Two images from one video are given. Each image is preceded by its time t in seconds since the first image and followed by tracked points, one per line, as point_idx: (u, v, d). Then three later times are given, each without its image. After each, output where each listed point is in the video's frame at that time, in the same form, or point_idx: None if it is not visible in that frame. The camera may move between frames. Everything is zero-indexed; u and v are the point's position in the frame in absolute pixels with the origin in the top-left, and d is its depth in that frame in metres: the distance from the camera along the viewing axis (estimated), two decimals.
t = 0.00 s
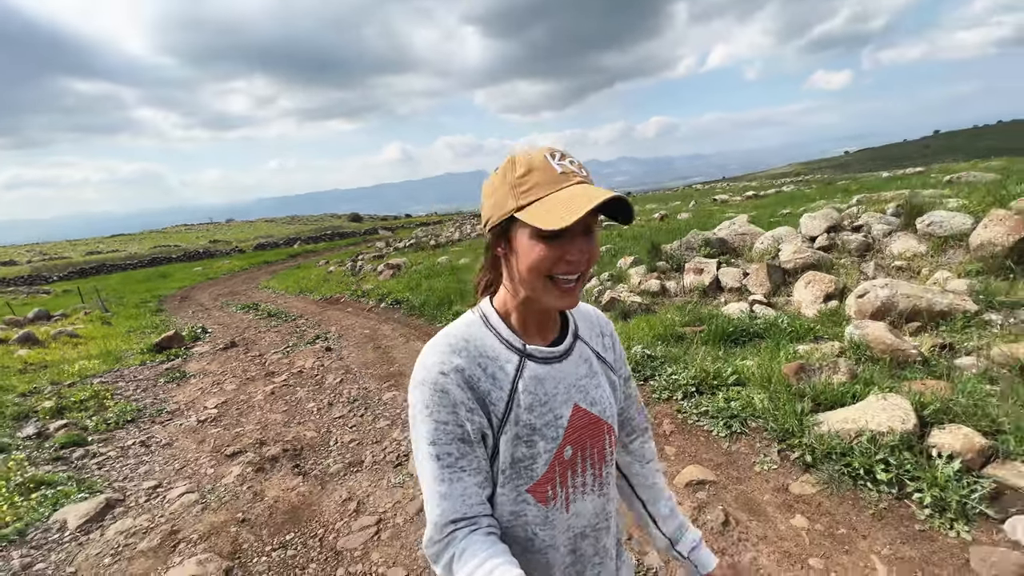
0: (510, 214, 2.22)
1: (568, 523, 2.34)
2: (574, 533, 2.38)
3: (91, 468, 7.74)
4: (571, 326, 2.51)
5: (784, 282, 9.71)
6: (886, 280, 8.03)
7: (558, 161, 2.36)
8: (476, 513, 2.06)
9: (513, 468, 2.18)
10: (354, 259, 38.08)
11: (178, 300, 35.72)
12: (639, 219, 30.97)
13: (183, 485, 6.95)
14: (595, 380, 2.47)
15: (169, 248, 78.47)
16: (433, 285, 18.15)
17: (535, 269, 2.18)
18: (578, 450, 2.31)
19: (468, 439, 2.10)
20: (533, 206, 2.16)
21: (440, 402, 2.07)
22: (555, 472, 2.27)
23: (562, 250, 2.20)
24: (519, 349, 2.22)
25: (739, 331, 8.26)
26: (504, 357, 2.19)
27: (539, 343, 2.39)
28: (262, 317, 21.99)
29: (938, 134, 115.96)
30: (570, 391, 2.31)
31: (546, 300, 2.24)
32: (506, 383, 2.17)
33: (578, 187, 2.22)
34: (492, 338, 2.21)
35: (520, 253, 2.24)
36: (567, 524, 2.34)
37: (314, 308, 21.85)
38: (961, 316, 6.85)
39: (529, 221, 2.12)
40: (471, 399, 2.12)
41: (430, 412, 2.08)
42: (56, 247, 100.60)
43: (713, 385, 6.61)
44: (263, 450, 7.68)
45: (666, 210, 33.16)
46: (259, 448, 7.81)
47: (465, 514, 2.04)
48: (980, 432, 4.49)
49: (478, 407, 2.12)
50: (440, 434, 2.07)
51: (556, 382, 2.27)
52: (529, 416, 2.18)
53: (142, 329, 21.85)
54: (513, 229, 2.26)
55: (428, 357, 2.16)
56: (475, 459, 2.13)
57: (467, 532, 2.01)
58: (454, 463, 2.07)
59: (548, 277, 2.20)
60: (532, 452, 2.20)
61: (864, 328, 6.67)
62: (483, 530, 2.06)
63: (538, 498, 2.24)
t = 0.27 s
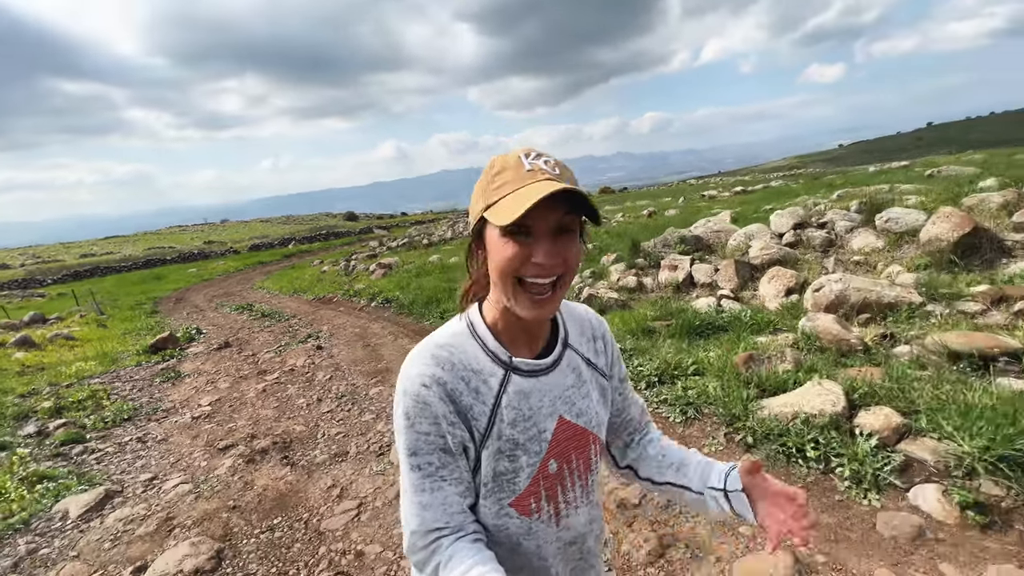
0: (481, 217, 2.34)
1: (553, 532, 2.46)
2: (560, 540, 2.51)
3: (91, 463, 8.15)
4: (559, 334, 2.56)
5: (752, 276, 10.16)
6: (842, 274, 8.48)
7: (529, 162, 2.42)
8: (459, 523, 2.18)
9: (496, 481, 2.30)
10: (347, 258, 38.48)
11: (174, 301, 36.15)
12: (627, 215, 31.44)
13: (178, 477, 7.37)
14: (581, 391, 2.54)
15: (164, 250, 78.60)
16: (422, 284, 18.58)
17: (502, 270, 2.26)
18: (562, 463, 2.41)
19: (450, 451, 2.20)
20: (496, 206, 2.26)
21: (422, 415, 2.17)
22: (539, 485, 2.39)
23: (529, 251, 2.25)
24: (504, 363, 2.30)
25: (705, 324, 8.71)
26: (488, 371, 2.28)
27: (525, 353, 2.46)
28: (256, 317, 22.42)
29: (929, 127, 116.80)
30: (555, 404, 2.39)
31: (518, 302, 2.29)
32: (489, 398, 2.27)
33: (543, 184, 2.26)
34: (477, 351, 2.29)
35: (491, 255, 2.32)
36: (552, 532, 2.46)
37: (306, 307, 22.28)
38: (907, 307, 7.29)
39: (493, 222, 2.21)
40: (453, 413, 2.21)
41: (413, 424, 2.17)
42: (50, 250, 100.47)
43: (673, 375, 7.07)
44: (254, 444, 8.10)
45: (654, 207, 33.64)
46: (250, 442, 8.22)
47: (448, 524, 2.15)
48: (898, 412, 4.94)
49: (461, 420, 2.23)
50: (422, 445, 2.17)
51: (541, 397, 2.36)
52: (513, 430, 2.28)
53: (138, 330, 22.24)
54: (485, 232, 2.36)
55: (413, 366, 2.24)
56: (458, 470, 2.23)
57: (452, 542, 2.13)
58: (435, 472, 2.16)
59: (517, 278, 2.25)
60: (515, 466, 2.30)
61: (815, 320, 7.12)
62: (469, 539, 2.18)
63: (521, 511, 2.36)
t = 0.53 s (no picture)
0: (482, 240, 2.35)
1: (547, 557, 2.64)
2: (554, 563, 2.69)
3: (95, 446, 8.69)
4: (565, 360, 2.53)
5: (720, 269, 10.73)
6: (798, 266, 9.04)
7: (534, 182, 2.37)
8: (461, 544, 2.39)
9: (489, 512, 2.45)
10: (342, 256, 39.04)
11: (171, 300, 36.71)
12: (617, 212, 32.04)
13: (177, 457, 7.91)
14: (585, 421, 2.54)
15: (160, 249, 79.01)
16: (413, 280, 19.14)
17: (504, 300, 2.23)
18: (558, 496, 2.50)
19: (450, 477, 2.38)
20: (496, 231, 2.25)
21: (421, 445, 2.33)
22: (533, 516, 2.52)
23: (531, 280, 2.20)
24: (502, 397, 2.34)
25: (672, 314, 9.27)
26: (485, 405, 2.35)
27: (528, 383, 2.47)
28: (251, 314, 22.98)
29: (921, 123, 117.66)
30: (554, 437, 2.43)
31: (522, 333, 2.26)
32: (485, 432, 2.34)
33: (545, 208, 2.20)
34: (475, 383, 2.35)
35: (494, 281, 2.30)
36: (546, 557, 2.63)
37: (301, 304, 22.85)
38: (853, 295, 7.86)
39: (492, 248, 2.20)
40: (450, 443, 2.34)
41: (414, 453, 2.34)
42: (47, 250, 100.65)
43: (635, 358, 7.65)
44: (248, 428, 8.66)
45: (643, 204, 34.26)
46: (244, 426, 8.77)
47: (449, 547, 2.35)
48: (822, 385, 5.51)
49: (458, 450, 2.36)
50: (424, 472, 2.35)
51: (540, 430, 2.40)
52: (508, 465, 2.38)
53: (135, 327, 22.73)
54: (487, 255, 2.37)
55: (410, 395, 2.35)
56: (459, 493, 2.43)
57: (455, 562, 2.35)
58: (437, 497, 2.36)
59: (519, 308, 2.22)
60: (508, 499, 2.43)
61: (767, 308, 7.68)
62: (474, 557, 2.38)
63: (514, 540, 2.52)
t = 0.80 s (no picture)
0: (500, 198, 2.10)
1: (551, 528, 2.45)
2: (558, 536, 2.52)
3: (104, 439, 9.27)
4: (569, 326, 2.37)
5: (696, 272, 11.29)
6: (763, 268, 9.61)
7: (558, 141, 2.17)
8: (463, 511, 2.21)
9: (490, 478, 2.28)
10: (340, 258, 39.68)
11: (171, 301, 37.35)
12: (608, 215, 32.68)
13: (181, 448, 8.48)
14: (590, 389, 2.39)
15: (159, 251, 79.54)
16: (406, 281, 19.72)
17: (523, 263, 2.00)
18: (562, 463, 2.34)
19: (448, 443, 2.19)
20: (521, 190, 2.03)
21: (418, 408, 2.14)
22: (536, 483, 2.35)
23: (554, 244, 1.99)
24: (503, 361, 2.17)
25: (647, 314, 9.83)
26: (485, 368, 2.17)
27: (530, 349, 2.31)
28: (250, 315, 23.59)
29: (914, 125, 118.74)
30: (558, 404, 2.28)
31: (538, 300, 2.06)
32: (484, 396, 2.17)
33: (577, 171, 2.02)
34: (474, 344, 2.18)
35: (510, 244, 2.07)
36: (550, 529, 2.45)
37: (298, 305, 23.45)
38: (810, 296, 8.45)
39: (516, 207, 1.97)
40: (448, 408, 2.15)
41: (409, 416, 2.15)
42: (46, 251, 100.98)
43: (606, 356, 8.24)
44: (247, 421, 9.23)
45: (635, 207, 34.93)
46: (243, 420, 9.34)
47: (448, 514, 2.17)
48: (767, 378, 6.09)
49: (456, 415, 2.18)
50: (420, 437, 2.17)
51: (542, 396, 2.24)
52: (508, 431, 2.21)
53: (136, 328, 23.34)
54: (503, 215, 2.12)
55: (408, 358, 2.18)
56: (458, 461, 2.24)
57: (459, 527, 2.17)
58: (435, 463, 2.17)
59: (538, 274, 2.01)
60: (510, 466, 2.26)
61: (730, 308, 8.23)
62: (477, 523, 2.21)
63: (516, 506, 2.34)
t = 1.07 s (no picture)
0: (527, 223, 2.09)
1: (533, 525, 2.61)
2: (541, 534, 2.65)
3: (99, 433, 9.68)
4: (554, 332, 2.55)
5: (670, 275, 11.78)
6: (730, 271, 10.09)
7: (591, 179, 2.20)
8: (448, 512, 2.30)
9: (478, 479, 2.40)
10: (334, 261, 40.10)
11: (166, 304, 37.71)
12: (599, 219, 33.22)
13: (172, 441, 8.89)
14: (573, 390, 2.58)
15: (155, 254, 79.74)
16: (397, 284, 20.15)
17: (539, 291, 2.05)
18: (546, 462, 2.52)
19: (437, 446, 2.32)
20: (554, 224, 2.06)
21: (410, 412, 2.24)
22: (522, 482, 2.50)
23: (575, 278, 2.05)
24: (494, 365, 2.34)
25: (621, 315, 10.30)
26: (477, 372, 2.33)
27: (517, 354, 2.47)
28: (244, 317, 24.00)
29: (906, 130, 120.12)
30: (542, 405, 2.46)
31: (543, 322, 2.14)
32: (475, 400, 2.33)
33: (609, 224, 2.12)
34: (465, 351, 2.34)
35: (528, 267, 2.10)
36: (532, 525, 2.61)
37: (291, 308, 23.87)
38: (771, 298, 8.94)
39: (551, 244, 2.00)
40: (440, 412, 2.29)
41: (401, 420, 2.25)
42: (41, 255, 100.94)
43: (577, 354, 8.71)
44: (237, 417, 9.66)
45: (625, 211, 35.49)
46: (233, 416, 9.76)
47: (437, 515, 2.26)
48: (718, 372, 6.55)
49: (447, 419, 2.32)
50: (411, 440, 2.27)
51: (528, 398, 2.42)
52: (497, 432, 2.37)
53: (131, 330, 23.71)
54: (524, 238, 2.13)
55: (399, 363, 2.29)
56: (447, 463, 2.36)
57: (442, 529, 2.24)
58: (424, 465, 2.28)
59: (551, 301, 2.06)
60: (498, 466, 2.41)
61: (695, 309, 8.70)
62: (460, 523, 2.32)
63: (502, 506, 2.50)
